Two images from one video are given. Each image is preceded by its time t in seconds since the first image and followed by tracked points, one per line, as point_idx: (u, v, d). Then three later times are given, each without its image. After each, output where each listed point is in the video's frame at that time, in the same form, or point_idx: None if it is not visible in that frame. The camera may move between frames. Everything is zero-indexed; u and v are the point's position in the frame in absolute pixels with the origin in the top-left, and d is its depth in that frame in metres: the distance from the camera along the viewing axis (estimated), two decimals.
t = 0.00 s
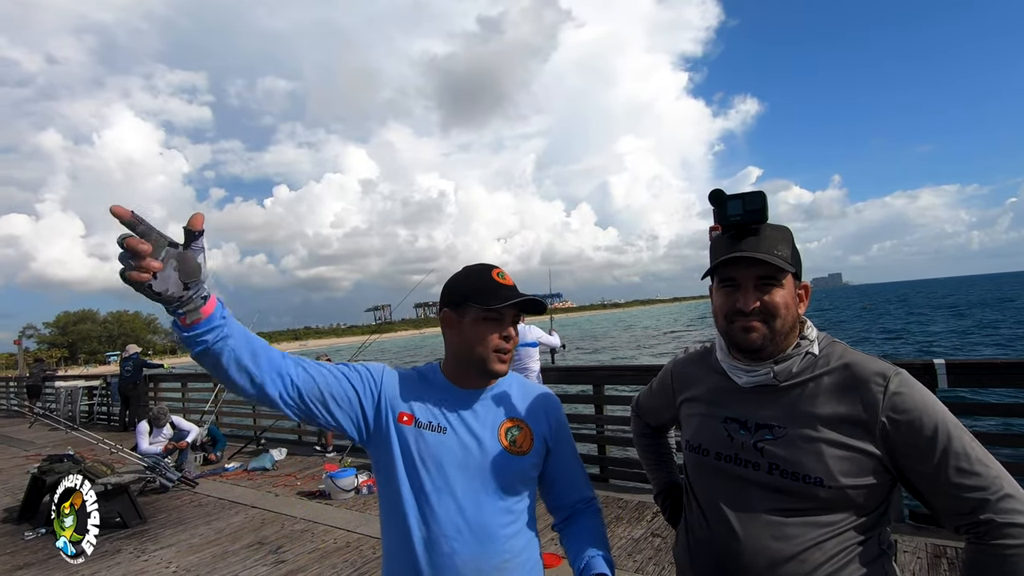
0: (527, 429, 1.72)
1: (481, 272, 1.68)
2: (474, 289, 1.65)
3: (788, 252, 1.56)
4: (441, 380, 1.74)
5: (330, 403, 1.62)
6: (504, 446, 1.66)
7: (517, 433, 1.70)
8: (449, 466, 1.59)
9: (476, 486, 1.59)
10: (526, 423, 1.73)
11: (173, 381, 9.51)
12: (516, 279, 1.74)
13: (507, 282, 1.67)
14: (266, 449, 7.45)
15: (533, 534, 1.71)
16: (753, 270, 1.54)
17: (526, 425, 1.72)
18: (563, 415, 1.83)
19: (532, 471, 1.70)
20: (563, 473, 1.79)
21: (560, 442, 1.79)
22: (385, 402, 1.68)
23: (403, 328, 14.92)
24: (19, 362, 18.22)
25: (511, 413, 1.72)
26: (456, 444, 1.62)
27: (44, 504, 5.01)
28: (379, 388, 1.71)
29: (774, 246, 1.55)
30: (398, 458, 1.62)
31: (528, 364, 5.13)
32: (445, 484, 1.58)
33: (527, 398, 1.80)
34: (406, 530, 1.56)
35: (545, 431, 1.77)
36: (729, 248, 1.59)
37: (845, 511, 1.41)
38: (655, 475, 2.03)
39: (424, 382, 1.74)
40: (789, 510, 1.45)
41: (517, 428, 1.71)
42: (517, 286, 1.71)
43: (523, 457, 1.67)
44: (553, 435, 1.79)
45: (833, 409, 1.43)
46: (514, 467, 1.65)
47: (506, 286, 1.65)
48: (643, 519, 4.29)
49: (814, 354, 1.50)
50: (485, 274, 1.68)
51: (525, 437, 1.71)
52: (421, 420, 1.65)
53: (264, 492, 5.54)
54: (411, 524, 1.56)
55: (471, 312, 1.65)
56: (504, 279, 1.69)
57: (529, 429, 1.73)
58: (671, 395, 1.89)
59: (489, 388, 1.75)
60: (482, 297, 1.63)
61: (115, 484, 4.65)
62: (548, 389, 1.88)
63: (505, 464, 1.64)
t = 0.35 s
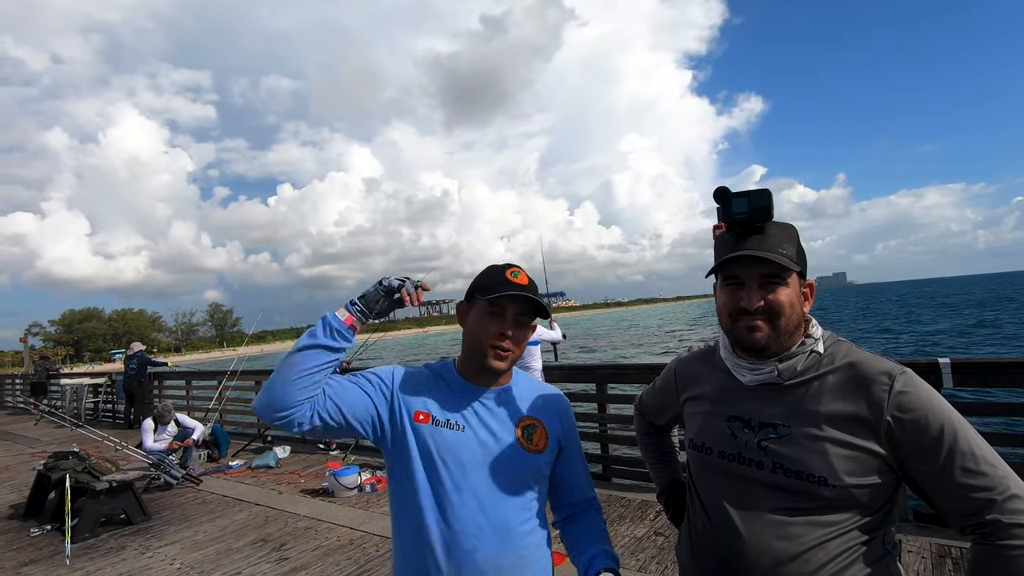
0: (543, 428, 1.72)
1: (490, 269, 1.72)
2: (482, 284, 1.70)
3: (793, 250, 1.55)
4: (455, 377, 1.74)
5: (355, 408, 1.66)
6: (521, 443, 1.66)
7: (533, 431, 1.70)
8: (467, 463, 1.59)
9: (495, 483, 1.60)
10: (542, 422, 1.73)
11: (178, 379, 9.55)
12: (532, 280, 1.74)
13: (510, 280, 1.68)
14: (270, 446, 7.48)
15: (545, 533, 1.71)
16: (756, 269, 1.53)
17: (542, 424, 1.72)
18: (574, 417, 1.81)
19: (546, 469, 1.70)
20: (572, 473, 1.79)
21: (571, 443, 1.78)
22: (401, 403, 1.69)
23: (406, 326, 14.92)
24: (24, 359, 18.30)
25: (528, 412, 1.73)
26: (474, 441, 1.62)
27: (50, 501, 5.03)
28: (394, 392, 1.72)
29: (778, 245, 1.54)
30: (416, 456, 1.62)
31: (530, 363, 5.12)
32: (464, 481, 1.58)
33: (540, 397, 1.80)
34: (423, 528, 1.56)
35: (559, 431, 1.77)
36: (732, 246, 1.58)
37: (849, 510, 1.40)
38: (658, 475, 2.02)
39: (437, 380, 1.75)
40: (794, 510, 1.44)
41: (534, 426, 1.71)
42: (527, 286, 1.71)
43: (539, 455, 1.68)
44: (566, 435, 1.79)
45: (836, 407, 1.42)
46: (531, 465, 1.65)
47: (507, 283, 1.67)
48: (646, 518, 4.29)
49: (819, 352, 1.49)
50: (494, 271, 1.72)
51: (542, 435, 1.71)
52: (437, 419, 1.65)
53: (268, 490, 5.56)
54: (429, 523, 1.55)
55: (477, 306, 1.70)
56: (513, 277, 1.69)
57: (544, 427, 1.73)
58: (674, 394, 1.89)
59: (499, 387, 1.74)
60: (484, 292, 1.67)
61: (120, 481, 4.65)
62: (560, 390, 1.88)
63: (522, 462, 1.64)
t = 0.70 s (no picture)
0: (557, 426, 1.70)
1: (494, 266, 1.74)
2: (485, 283, 1.72)
3: (796, 249, 1.55)
4: (472, 374, 1.74)
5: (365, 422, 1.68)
6: (532, 441, 1.65)
7: (546, 430, 1.68)
8: (477, 461, 1.59)
9: (505, 481, 1.59)
10: (557, 420, 1.71)
11: (179, 378, 9.57)
12: (534, 273, 1.74)
13: (513, 275, 1.69)
14: (271, 445, 7.48)
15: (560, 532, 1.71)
16: (758, 267, 1.53)
17: (556, 421, 1.71)
18: (592, 414, 1.79)
19: (560, 467, 1.69)
20: (593, 471, 1.78)
21: (590, 441, 1.76)
22: (413, 403, 1.70)
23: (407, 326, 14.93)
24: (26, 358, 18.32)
25: (542, 410, 1.71)
26: (485, 439, 1.62)
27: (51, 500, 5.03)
28: (408, 392, 1.73)
29: (781, 242, 1.54)
30: (428, 454, 1.64)
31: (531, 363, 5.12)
32: (474, 478, 1.59)
33: (559, 394, 1.78)
34: (435, 524, 1.58)
35: (575, 429, 1.75)
36: (733, 244, 1.58)
37: (851, 510, 1.40)
38: (659, 474, 2.02)
39: (451, 377, 1.75)
40: (796, 510, 1.44)
41: (548, 424, 1.69)
42: (531, 279, 1.71)
43: (552, 453, 1.67)
44: (583, 433, 1.77)
45: (838, 407, 1.41)
46: (543, 463, 1.64)
47: (510, 278, 1.68)
48: (647, 518, 4.29)
49: (820, 352, 1.48)
50: (499, 268, 1.74)
51: (556, 433, 1.69)
52: (447, 417, 1.66)
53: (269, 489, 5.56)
54: (440, 518, 1.58)
55: (482, 305, 1.71)
56: (515, 272, 1.70)
57: (559, 425, 1.71)
58: (675, 394, 1.88)
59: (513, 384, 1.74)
60: (487, 289, 1.69)
61: (122, 479, 4.66)
62: (581, 387, 1.85)
63: (534, 460, 1.63)
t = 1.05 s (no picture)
0: (564, 429, 1.70)
1: (493, 268, 1.75)
2: (486, 285, 1.74)
3: (797, 247, 1.55)
4: (477, 377, 1.76)
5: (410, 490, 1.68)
6: (538, 444, 1.65)
7: (553, 432, 1.68)
8: (484, 467, 1.60)
9: (512, 485, 1.60)
10: (564, 424, 1.70)
11: (178, 378, 9.56)
12: (533, 271, 1.72)
13: (510, 274, 1.69)
14: (271, 445, 7.48)
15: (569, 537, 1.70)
16: (759, 267, 1.53)
17: (563, 424, 1.70)
18: (602, 418, 1.78)
19: (567, 470, 1.69)
20: (603, 477, 1.77)
21: (597, 445, 1.76)
22: (421, 418, 1.71)
23: (406, 325, 14.95)
24: (24, 358, 18.29)
25: (549, 412, 1.70)
26: (491, 444, 1.63)
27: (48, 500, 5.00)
28: (416, 407, 1.72)
29: (781, 240, 1.53)
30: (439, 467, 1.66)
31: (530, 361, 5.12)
32: (482, 484, 1.60)
33: (569, 396, 1.76)
34: (446, 528, 1.63)
35: (583, 433, 1.74)
36: (733, 245, 1.59)
37: (852, 509, 1.40)
38: (660, 473, 2.02)
39: (458, 384, 1.75)
40: (798, 509, 1.44)
41: (555, 427, 1.69)
42: (530, 277, 1.70)
43: (558, 457, 1.66)
44: (590, 437, 1.76)
45: (838, 406, 1.41)
46: (549, 467, 1.64)
47: (507, 278, 1.69)
48: (646, 517, 4.29)
49: (821, 351, 1.48)
50: (497, 269, 1.75)
51: (563, 437, 1.69)
52: (455, 428, 1.66)
53: (269, 488, 5.56)
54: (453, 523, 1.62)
55: (485, 307, 1.73)
56: (512, 271, 1.70)
57: (566, 427, 1.70)
58: (677, 393, 1.88)
59: (520, 383, 1.73)
60: (486, 291, 1.71)
61: (122, 479, 4.68)
62: (593, 389, 1.83)
63: (541, 464, 1.63)
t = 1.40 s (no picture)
0: (564, 427, 1.70)
1: (498, 267, 1.76)
2: (489, 283, 1.74)
3: (797, 247, 1.55)
4: (476, 378, 1.76)
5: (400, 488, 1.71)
6: (538, 443, 1.66)
7: (552, 431, 1.68)
8: (485, 466, 1.61)
9: (513, 484, 1.61)
10: (564, 422, 1.71)
11: (177, 377, 9.56)
12: (537, 273, 1.73)
13: (513, 274, 1.70)
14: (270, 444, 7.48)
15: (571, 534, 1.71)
16: (759, 267, 1.53)
17: (562, 423, 1.70)
18: (601, 413, 1.78)
19: (567, 468, 1.69)
20: (604, 473, 1.78)
21: (597, 442, 1.76)
22: (421, 419, 1.72)
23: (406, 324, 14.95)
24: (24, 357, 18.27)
25: (549, 410, 1.71)
26: (491, 443, 1.63)
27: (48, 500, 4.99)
28: (415, 409, 1.74)
29: (781, 241, 1.54)
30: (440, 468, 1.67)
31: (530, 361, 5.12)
32: (482, 482, 1.61)
33: (568, 394, 1.76)
34: (449, 526, 1.64)
35: (583, 430, 1.74)
36: (732, 244, 1.59)
37: (852, 508, 1.40)
38: (660, 473, 2.02)
39: (457, 384, 1.75)
40: (798, 509, 1.45)
41: (554, 426, 1.69)
42: (533, 278, 1.71)
43: (558, 455, 1.67)
44: (590, 435, 1.77)
45: (837, 406, 1.42)
46: (550, 465, 1.65)
47: (511, 278, 1.69)
48: (646, 516, 4.29)
49: (821, 351, 1.49)
50: (502, 269, 1.75)
51: (562, 435, 1.69)
52: (455, 428, 1.67)
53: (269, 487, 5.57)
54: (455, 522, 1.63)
55: (486, 305, 1.73)
56: (517, 272, 1.71)
57: (565, 426, 1.70)
58: (677, 393, 1.88)
59: (517, 384, 1.73)
60: (489, 289, 1.71)
61: (122, 478, 4.67)
62: (593, 386, 1.83)
63: (541, 462, 1.64)
